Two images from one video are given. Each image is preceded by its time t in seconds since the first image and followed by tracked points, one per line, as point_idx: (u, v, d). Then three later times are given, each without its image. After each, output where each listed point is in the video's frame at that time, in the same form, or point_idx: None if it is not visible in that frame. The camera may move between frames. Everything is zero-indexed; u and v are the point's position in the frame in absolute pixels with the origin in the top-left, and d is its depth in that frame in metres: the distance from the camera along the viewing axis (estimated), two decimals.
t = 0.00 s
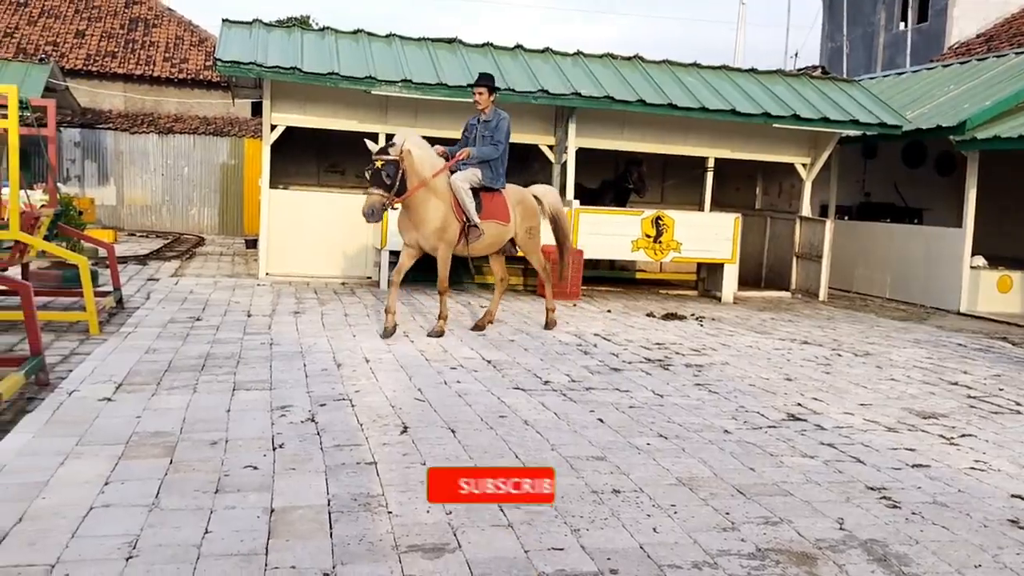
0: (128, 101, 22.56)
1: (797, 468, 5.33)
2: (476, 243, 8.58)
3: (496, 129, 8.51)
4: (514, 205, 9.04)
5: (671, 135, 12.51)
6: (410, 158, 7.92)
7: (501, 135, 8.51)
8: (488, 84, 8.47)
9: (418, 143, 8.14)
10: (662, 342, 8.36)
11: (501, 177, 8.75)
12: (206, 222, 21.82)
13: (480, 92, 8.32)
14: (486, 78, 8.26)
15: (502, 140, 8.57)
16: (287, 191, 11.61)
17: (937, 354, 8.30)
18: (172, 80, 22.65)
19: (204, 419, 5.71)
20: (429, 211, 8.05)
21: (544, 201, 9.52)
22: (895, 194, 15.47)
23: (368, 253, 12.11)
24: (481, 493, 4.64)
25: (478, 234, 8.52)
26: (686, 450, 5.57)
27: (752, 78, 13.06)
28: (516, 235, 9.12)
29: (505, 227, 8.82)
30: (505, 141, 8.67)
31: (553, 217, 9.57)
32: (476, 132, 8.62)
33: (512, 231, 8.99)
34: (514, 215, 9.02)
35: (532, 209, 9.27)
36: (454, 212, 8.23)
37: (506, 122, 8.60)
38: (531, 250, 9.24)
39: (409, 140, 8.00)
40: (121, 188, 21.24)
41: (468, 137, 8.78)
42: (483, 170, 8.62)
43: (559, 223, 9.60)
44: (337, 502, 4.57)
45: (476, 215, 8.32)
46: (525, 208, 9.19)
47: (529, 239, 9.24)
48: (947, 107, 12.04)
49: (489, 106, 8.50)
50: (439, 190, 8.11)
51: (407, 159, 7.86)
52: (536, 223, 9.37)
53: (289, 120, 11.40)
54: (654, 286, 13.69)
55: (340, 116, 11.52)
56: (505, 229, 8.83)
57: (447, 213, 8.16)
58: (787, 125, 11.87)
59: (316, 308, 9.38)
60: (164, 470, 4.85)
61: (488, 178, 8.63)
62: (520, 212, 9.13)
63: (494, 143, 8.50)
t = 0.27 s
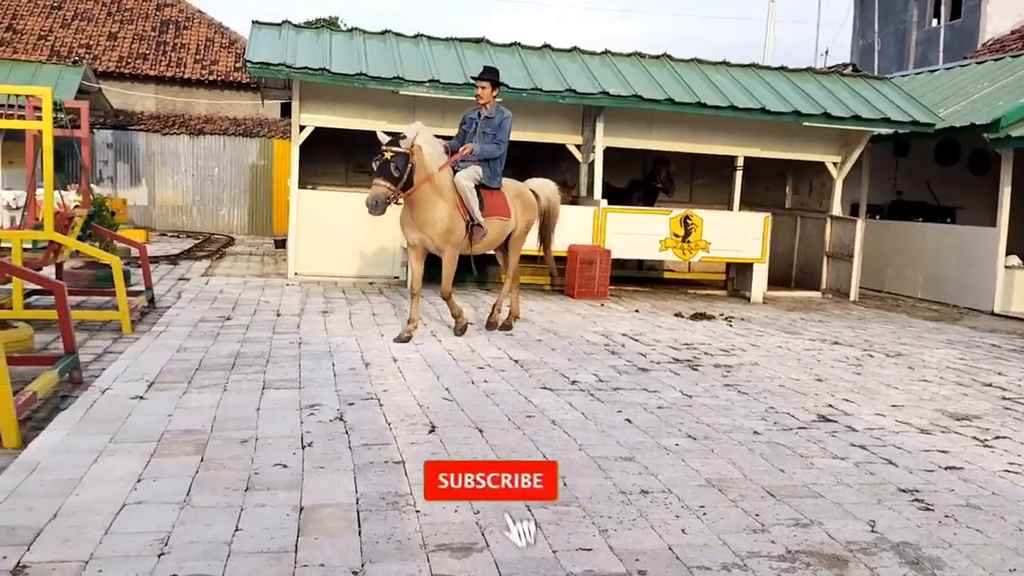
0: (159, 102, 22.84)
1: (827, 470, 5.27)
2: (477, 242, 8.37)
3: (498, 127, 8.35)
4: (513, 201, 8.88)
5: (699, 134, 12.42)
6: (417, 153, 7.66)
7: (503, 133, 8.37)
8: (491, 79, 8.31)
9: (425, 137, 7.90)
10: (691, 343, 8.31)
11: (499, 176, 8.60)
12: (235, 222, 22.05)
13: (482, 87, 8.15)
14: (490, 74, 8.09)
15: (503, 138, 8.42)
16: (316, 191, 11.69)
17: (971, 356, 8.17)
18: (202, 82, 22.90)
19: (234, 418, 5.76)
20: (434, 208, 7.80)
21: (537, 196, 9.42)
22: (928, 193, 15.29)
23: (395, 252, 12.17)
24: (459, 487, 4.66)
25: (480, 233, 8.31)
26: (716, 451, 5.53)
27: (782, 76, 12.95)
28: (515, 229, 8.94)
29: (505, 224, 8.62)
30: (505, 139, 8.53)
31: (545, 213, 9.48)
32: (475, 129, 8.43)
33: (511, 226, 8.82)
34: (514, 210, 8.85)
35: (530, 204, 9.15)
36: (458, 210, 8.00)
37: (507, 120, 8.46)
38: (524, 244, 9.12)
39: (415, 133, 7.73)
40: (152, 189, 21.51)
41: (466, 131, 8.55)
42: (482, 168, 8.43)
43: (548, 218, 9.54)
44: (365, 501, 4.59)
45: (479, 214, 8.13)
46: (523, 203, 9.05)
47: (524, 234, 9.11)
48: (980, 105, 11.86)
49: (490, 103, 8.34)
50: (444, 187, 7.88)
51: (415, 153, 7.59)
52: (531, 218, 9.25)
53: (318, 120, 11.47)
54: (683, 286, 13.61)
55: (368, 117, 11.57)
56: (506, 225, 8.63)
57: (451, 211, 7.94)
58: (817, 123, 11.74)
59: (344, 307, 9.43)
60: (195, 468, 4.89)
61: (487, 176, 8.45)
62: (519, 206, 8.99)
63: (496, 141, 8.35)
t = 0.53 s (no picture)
0: (190, 104, 23.11)
1: (859, 473, 5.21)
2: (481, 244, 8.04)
3: (503, 126, 8.03)
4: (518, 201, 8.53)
5: (728, 133, 12.33)
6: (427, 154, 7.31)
7: (508, 132, 8.04)
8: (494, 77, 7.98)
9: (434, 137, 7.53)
10: (720, 343, 8.25)
11: (505, 177, 8.27)
12: (265, 222, 22.26)
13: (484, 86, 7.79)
14: (493, 70, 7.76)
15: (508, 137, 8.11)
16: (345, 191, 11.76)
17: (1006, 357, 8.04)
18: (233, 83, 23.13)
19: (264, 416, 5.81)
20: (439, 211, 7.46)
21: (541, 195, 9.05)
22: (961, 193, 15.05)
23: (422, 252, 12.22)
24: (459, 485, 4.76)
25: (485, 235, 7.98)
26: (745, 453, 5.49)
27: (812, 75, 12.84)
28: (519, 230, 8.61)
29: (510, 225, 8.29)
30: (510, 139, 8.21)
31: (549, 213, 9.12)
32: (480, 129, 8.11)
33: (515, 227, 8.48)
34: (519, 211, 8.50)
35: (535, 205, 8.82)
36: (464, 213, 7.66)
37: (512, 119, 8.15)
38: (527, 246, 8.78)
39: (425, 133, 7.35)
40: (184, 189, 21.76)
41: (470, 131, 8.26)
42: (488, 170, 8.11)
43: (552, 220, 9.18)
44: (393, 500, 4.60)
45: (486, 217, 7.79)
46: (528, 204, 8.71)
47: (527, 235, 8.77)
48: (1015, 103, 11.67)
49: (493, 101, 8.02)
50: (451, 190, 7.54)
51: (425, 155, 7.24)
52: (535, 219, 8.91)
53: (347, 121, 11.54)
54: (712, 286, 13.53)
55: (396, 117, 11.62)
56: (510, 226, 8.30)
57: (456, 215, 7.61)
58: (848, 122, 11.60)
59: (372, 307, 9.47)
60: (226, 466, 4.94)
61: (493, 177, 8.13)
62: (524, 207, 8.65)
63: (501, 141, 8.03)
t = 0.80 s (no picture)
0: (216, 105, 23.32)
1: (885, 475, 5.15)
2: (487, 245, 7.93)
3: (508, 121, 7.89)
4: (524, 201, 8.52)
5: (752, 133, 12.25)
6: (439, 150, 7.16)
7: (514, 126, 7.91)
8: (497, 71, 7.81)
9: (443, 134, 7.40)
10: (744, 345, 8.20)
11: (512, 172, 8.19)
12: (289, 222, 22.41)
13: (487, 80, 7.68)
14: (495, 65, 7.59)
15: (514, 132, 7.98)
16: (368, 192, 11.81)
17: None
18: (257, 85, 23.30)
19: (288, 416, 5.84)
20: (451, 209, 7.30)
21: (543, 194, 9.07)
22: (990, 193, 14.72)
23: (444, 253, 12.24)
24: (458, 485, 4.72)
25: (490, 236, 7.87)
26: (770, 455, 5.45)
27: (838, 75, 12.74)
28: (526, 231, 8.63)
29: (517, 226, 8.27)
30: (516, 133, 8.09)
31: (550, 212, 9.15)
32: (484, 126, 7.97)
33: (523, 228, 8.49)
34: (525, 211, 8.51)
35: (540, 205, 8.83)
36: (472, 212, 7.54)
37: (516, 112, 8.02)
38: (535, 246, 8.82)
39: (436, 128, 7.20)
40: (209, 190, 21.95)
41: (473, 129, 8.10)
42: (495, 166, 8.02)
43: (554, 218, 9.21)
44: (416, 500, 4.62)
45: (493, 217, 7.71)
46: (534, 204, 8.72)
47: (534, 235, 8.80)
48: None
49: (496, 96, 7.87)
50: (460, 188, 7.41)
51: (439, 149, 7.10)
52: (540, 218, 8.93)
53: (370, 122, 11.60)
54: (736, 287, 13.45)
55: (419, 117, 11.67)
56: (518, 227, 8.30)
57: (465, 213, 7.47)
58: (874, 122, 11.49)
59: (395, 307, 9.50)
60: (251, 464, 4.97)
61: (500, 173, 8.05)
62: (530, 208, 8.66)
63: (507, 136, 7.90)
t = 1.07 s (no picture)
0: (243, 107, 23.52)
1: (914, 479, 5.09)
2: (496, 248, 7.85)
3: (517, 118, 7.88)
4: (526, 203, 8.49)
5: (779, 133, 12.15)
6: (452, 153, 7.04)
7: (522, 123, 7.91)
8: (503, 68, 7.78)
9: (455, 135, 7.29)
10: (771, 347, 8.14)
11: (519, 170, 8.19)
12: (314, 222, 22.57)
13: (493, 76, 7.59)
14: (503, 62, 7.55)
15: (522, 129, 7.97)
16: (393, 193, 11.86)
17: None
18: (284, 87, 23.46)
19: (314, 415, 5.88)
20: (463, 214, 7.20)
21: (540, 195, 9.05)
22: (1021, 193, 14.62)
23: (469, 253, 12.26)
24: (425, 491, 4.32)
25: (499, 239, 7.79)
26: (797, 458, 5.40)
27: (867, 74, 12.63)
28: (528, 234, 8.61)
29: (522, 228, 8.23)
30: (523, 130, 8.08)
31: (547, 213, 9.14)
32: (492, 124, 7.93)
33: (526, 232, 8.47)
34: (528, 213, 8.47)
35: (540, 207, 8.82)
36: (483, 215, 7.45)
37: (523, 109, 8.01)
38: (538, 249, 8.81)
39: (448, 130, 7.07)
40: (236, 191, 22.16)
41: (479, 128, 8.05)
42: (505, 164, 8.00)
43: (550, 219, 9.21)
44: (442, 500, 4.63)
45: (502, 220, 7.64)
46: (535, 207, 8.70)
47: (535, 238, 8.79)
48: None
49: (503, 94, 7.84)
50: (472, 191, 7.31)
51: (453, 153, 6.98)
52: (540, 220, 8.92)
53: (395, 123, 11.65)
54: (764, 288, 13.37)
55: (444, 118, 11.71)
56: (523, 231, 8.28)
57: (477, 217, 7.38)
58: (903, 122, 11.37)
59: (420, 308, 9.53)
60: (278, 463, 5.01)
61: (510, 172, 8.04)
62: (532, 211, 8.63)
63: (516, 134, 7.90)
